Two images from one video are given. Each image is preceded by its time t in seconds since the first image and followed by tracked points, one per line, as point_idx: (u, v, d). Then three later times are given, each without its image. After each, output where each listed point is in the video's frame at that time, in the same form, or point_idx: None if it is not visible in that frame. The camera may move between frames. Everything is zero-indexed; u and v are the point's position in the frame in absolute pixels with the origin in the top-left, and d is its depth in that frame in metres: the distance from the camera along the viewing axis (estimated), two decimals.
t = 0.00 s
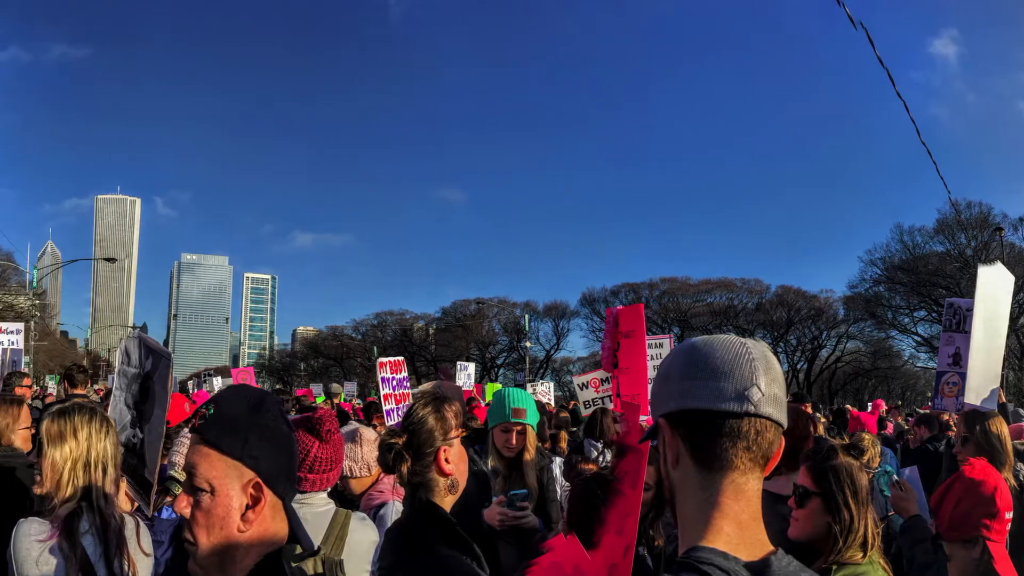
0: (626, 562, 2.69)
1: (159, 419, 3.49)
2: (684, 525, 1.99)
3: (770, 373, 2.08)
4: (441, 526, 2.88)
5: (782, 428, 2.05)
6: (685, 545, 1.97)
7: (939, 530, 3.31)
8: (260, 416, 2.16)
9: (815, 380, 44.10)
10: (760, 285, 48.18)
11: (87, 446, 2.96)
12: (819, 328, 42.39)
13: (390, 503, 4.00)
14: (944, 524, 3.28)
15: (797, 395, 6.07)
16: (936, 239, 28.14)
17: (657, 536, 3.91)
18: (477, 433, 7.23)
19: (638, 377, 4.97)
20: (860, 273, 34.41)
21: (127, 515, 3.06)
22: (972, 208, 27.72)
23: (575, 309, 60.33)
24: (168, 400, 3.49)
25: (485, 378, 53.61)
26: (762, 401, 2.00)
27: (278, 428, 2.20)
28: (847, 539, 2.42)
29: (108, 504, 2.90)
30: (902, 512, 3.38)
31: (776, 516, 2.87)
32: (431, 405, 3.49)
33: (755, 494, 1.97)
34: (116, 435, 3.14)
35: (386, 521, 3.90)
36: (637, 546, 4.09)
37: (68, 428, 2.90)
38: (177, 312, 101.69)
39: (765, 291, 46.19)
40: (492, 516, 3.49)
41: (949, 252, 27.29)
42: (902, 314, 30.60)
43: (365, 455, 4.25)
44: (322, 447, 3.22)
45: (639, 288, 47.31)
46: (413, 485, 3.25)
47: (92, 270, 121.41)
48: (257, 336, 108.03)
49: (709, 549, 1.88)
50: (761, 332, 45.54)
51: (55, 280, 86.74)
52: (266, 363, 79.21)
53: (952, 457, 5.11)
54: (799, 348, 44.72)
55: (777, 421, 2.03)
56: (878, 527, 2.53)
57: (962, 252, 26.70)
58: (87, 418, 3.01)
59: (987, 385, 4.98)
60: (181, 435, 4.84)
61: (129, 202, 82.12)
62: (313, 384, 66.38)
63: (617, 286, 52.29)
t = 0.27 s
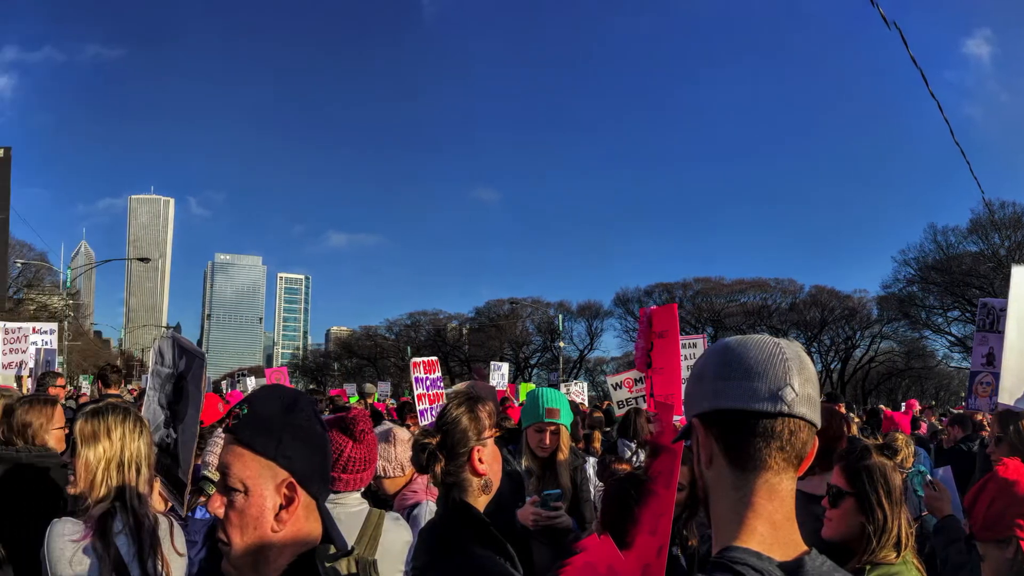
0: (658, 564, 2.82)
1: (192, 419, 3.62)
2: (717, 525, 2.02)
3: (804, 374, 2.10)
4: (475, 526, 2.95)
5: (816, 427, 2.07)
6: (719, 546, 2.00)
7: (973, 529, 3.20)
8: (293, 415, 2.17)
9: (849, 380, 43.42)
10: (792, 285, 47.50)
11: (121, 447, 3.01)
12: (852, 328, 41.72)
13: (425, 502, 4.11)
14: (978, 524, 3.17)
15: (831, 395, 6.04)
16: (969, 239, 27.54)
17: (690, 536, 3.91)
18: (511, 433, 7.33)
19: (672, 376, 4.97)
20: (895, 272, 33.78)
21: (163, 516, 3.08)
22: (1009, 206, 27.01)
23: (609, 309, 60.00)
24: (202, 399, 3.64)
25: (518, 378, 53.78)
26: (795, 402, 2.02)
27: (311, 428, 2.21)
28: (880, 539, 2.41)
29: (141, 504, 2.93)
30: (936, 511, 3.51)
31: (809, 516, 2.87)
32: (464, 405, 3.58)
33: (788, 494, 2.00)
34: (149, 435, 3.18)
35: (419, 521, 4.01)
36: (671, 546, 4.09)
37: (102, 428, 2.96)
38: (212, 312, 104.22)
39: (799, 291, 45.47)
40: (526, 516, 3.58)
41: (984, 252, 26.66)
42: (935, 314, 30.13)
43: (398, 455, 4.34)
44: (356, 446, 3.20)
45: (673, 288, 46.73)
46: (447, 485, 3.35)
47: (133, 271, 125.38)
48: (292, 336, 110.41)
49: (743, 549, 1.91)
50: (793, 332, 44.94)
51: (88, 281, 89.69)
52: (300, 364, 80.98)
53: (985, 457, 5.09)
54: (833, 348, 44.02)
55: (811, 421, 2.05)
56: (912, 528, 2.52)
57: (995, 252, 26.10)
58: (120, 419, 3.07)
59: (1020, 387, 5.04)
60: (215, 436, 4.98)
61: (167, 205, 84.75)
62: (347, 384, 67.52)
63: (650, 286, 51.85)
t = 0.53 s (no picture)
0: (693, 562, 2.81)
1: (225, 419, 3.71)
2: (750, 524, 2.06)
3: (839, 374, 2.12)
4: (508, 526, 3.03)
5: (851, 428, 2.09)
6: (753, 545, 2.03)
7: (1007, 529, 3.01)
8: (326, 416, 2.20)
9: (883, 381, 42.65)
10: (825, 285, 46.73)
11: (154, 447, 3.16)
12: (886, 328, 40.94)
13: (458, 504, 4.20)
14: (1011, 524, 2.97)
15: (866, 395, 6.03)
16: (1005, 238, 26.90)
17: (723, 536, 3.89)
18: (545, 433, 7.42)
19: (705, 376, 4.97)
20: (929, 271, 33.06)
21: (198, 515, 3.18)
22: None
23: (643, 309, 59.53)
24: (235, 399, 3.69)
25: (552, 378, 53.81)
26: (829, 401, 2.04)
27: (346, 428, 2.24)
28: (914, 539, 2.40)
29: (174, 504, 3.04)
30: (970, 511, 3.48)
31: (843, 514, 2.87)
32: (498, 406, 3.67)
33: (821, 495, 2.02)
34: (185, 435, 3.31)
35: (453, 521, 4.10)
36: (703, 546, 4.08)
37: (135, 428, 3.12)
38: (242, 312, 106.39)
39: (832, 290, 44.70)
40: (560, 516, 3.63)
41: (1021, 251, 25.97)
42: (969, 314, 29.38)
43: (431, 456, 4.42)
44: (390, 446, 3.25)
45: (707, 288, 46.07)
46: (481, 484, 3.42)
47: (171, 272, 128.95)
48: (325, 336, 112.53)
49: (777, 549, 1.95)
50: (825, 332, 44.24)
51: (119, 280, 92.19)
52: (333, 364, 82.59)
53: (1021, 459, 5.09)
54: (867, 348, 43.28)
55: (844, 421, 2.07)
56: (946, 529, 2.50)
57: None
58: (154, 419, 3.23)
59: None
60: (250, 436, 5.14)
61: (201, 208, 87.01)
62: (382, 383, 68.40)
63: (684, 286, 51.25)
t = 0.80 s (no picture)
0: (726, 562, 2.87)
1: (258, 419, 3.86)
2: (784, 524, 2.09)
3: (873, 375, 2.13)
4: (542, 527, 3.10)
5: (886, 429, 2.09)
6: (786, 546, 2.07)
7: None
8: (360, 416, 2.24)
9: (917, 381, 41.77)
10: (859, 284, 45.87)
11: (188, 446, 3.13)
12: (919, 328, 40.12)
13: (492, 504, 4.28)
14: None
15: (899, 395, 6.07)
16: None
17: (757, 537, 3.87)
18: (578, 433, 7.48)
19: (739, 376, 4.93)
20: (965, 270, 32.24)
21: (232, 514, 3.16)
22: None
23: (678, 309, 58.86)
24: (269, 399, 3.86)
25: (587, 378, 53.71)
26: (862, 402, 2.06)
27: (379, 429, 2.26)
28: (948, 539, 2.39)
29: (209, 505, 3.02)
30: (1004, 512, 3.44)
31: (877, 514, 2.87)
32: (532, 405, 3.75)
33: (855, 496, 2.04)
34: (217, 436, 3.28)
35: (487, 521, 4.18)
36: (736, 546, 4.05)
37: (169, 428, 3.09)
38: (276, 312, 108.70)
39: (865, 290, 43.88)
40: (593, 516, 3.69)
41: None
42: (1005, 315, 28.63)
43: (465, 456, 4.51)
44: (423, 446, 3.29)
45: (741, 288, 45.32)
46: (514, 485, 3.47)
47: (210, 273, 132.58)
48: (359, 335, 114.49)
49: (810, 550, 1.98)
50: (857, 332, 43.44)
51: (149, 278, 94.85)
52: (366, 363, 83.97)
53: None
54: (900, 348, 42.46)
55: (878, 422, 2.08)
56: (982, 530, 2.48)
57: None
58: (188, 419, 3.20)
59: None
60: (283, 437, 5.30)
61: (236, 210, 89.23)
62: (416, 383, 69.13)
63: (719, 286, 50.57)
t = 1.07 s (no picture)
0: (759, 562, 2.86)
1: (292, 418, 4.01)
2: (817, 525, 2.11)
3: (906, 374, 2.15)
4: (577, 528, 3.16)
5: (919, 429, 2.11)
6: (819, 546, 2.09)
7: None
8: (393, 417, 2.21)
9: (951, 382, 40.83)
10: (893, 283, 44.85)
11: (222, 446, 3.24)
12: (953, 328, 39.24)
13: (526, 503, 4.38)
14: None
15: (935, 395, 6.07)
16: None
17: (791, 536, 3.88)
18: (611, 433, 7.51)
19: (773, 376, 4.92)
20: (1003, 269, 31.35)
21: (264, 515, 3.24)
22: None
23: (711, 309, 58.09)
24: (303, 399, 4.00)
25: (621, 378, 53.48)
26: (895, 401, 2.07)
27: (412, 428, 2.25)
28: (981, 539, 2.39)
29: (242, 505, 3.08)
30: None
31: (909, 514, 2.87)
32: (565, 406, 3.82)
33: (889, 496, 2.05)
34: (248, 436, 3.41)
35: (521, 521, 4.27)
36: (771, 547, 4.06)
37: (202, 429, 3.20)
38: (311, 312, 111.00)
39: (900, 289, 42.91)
40: (627, 516, 3.73)
41: None
42: None
43: (498, 456, 4.61)
44: (456, 446, 3.39)
45: (774, 288, 44.37)
46: (547, 484, 3.56)
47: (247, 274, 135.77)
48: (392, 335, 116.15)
49: (844, 549, 1.99)
50: (890, 331, 42.53)
51: (185, 280, 97.23)
52: (399, 363, 85.05)
53: None
54: (933, 348, 41.59)
55: (911, 422, 2.10)
56: (1016, 531, 2.47)
57: None
58: (221, 419, 3.32)
59: None
60: (316, 437, 5.38)
61: (270, 212, 91.20)
62: (450, 383, 69.62)
63: (753, 285, 49.80)
